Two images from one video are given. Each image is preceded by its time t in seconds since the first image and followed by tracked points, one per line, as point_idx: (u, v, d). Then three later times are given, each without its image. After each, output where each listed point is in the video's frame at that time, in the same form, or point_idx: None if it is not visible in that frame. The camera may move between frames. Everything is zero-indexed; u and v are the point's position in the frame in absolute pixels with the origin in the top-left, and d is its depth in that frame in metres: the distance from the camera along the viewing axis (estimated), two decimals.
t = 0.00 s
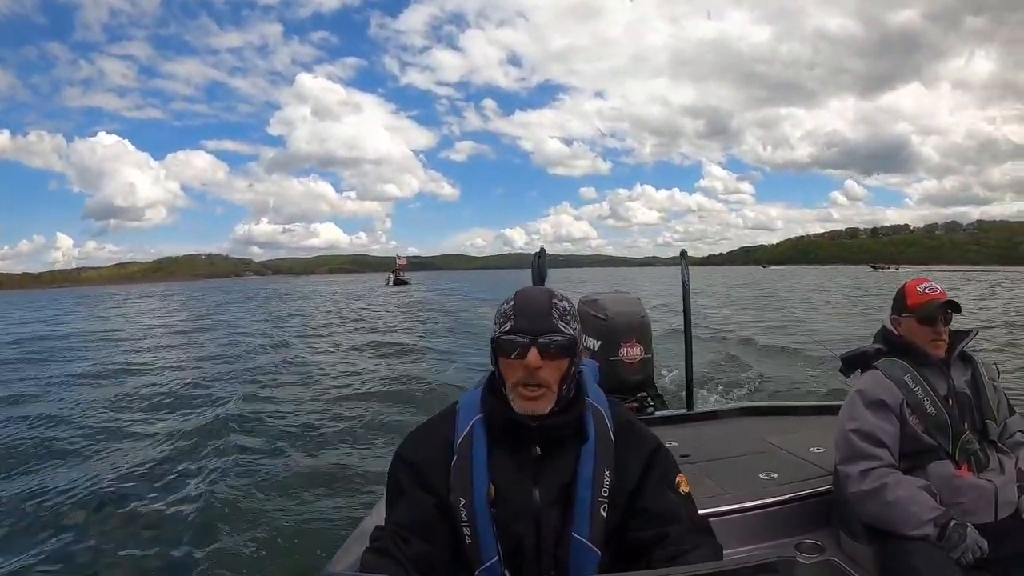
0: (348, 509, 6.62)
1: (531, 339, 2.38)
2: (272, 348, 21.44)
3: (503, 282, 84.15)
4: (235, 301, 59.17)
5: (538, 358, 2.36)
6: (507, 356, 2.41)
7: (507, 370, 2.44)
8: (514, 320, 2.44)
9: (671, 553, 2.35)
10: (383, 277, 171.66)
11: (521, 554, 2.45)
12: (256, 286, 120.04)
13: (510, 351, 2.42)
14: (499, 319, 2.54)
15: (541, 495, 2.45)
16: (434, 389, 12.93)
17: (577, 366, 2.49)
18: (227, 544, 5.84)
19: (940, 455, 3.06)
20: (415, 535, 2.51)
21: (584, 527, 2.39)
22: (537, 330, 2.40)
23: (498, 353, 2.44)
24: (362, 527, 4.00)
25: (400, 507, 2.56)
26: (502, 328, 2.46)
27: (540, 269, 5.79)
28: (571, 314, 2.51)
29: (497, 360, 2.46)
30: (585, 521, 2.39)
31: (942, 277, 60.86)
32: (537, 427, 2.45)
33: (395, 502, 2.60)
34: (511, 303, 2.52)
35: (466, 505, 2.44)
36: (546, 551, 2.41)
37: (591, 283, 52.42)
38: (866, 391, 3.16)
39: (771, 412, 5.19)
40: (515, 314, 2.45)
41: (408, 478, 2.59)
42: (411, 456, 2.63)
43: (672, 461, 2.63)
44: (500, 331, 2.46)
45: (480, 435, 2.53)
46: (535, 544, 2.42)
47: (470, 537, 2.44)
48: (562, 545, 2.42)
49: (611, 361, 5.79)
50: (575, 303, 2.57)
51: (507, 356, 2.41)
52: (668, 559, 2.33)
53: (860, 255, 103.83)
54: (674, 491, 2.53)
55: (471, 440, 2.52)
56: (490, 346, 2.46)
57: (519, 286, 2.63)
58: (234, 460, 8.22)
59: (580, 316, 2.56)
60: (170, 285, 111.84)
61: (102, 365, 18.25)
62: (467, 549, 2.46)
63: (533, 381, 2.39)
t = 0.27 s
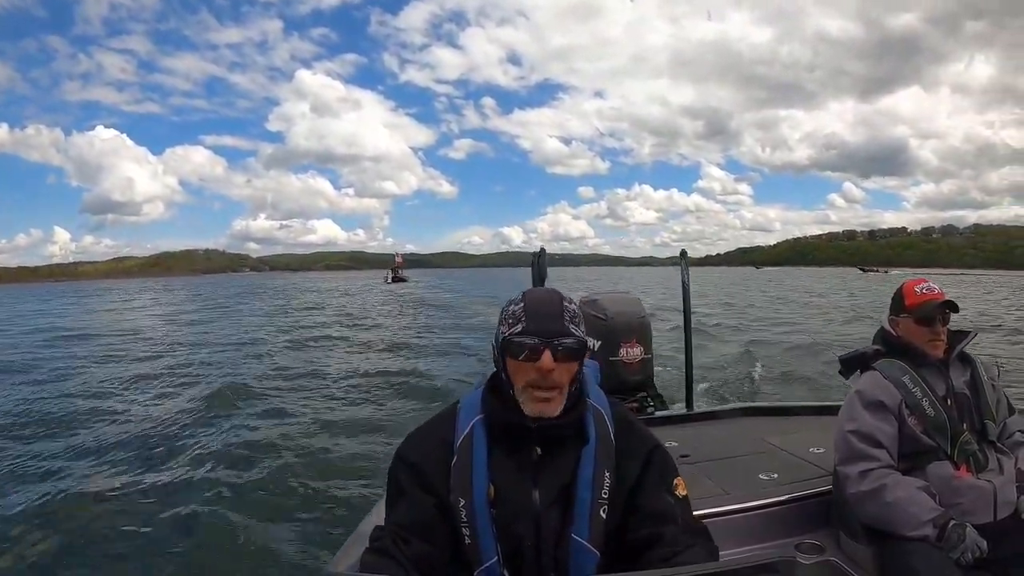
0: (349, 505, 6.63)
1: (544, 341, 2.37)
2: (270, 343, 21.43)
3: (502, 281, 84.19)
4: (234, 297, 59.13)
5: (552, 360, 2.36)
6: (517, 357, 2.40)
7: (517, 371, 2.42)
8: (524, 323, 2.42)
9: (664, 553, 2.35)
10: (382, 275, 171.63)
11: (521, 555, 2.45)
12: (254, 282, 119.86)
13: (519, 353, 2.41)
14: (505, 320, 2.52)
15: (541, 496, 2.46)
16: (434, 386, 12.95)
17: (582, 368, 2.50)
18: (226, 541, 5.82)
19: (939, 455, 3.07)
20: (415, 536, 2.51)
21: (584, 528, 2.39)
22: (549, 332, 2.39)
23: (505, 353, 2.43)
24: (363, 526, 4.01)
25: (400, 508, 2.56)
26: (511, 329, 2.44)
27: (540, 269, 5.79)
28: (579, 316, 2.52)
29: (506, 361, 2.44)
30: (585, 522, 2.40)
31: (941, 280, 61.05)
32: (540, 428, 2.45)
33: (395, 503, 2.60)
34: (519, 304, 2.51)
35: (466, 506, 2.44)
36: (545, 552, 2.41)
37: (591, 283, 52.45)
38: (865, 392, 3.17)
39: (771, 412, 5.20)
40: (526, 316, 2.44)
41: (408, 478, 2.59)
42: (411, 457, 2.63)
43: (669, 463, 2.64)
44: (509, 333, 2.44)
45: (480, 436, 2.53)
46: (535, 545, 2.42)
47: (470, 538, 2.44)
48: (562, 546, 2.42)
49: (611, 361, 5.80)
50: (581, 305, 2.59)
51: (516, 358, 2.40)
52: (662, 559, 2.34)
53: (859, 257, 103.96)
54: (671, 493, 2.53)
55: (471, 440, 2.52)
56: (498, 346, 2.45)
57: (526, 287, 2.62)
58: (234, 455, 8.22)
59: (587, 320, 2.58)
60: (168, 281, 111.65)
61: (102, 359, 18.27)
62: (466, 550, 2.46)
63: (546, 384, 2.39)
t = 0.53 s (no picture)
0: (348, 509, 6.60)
1: (536, 339, 2.36)
2: (268, 347, 21.41)
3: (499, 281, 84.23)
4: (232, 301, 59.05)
5: (544, 358, 2.35)
6: (511, 357, 2.38)
7: (510, 370, 2.41)
8: (517, 322, 2.41)
9: (657, 556, 2.34)
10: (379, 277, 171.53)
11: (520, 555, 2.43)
12: (250, 286, 119.56)
13: (512, 353, 2.39)
14: (498, 321, 2.51)
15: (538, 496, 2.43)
16: (433, 388, 12.92)
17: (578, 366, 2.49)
18: (224, 549, 5.75)
19: (939, 455, 3.06)
20: (414, 537, 2.49)
21: (582, 528, 2.37)
22: (540, 329, 2.38)
23: (500, 354, 2.41)
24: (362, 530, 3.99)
25: (399, 509, 2.54)
26: (503, 329, 2.42)
27: (540, 270, 5.77)
28: (571, 313, 2.50)
29: (499, 362, 2.43)
30: (583, 521, 2.37)
31: (937, 275, 61.15)
32: (537, 428, 2.42)
33: (394, 504, 2.58)
34: (511, 305, 2.49)
35: (464, 506, 2.42)
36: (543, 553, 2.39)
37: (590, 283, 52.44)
38: (866, 392, 3.15)
39: (771, 411, 5.19)
40: (518, 316, 2.43)
41: (407, 480, 2.57)
42: (411, 458, 2.61)
43: (666, 462, 2.61)
44: (502, 333, 2.43)
45: (478, 436, 2.51)
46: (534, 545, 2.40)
47: (468, 538, 2.42)
48: (560, 546, 2.40)
49: (611, 361, 5.79)
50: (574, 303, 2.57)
51: (510, 357, 2.38)
52: (655, 562, 2.32)
53: (855, 253, 104.17)
54: (667, 494, 2.50)
55: (469, 441, 2.50)
56: (492, 347, 2.43)
57: (517, 288, 2.62)
58: (235, 459, 8.23)
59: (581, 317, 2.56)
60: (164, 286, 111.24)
61: (101, 365, 18.28)
62: (465, 550, 2.44)
63: (539, 382, 2.37)
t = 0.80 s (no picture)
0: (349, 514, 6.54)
1: (528, 336, 2.36)
2: (267, 354, 21.37)
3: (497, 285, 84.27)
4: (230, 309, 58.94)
5: (536, 353, 2.35)
6: (504, 353, 2.38)
7: (504, 367, 2.41)
8: (509, 319, 2.41)
9: (655, 554, 2.33)
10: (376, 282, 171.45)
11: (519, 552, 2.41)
12: (247, 294, 119.38)
13: (505, 350, 2.39)
14: (490, 319, 2.51)
15: (536, 491, 2.42)
16: (432, 393, 12.90)
17: (571, 361, 2.48)
18: (224, 557, 5.71)
19: (940, 455, 3.05)
20: (415, 536, 2.48)
21: (580, 522, 2.36)
22: (531, 326, 2.38)
23: (493, 351, 2.41)
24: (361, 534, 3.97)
25: (399, 508, 2.53)
26: (496, 327, 2.42)
27: (539, 270, 5.76)
28: (563, 309, 2.49)
29: (493, 360, 2.43)
30: (581, 516, 2.36)
31: (932, 272, 61.36)
32: (533, 423, 2.41)
33: (394, 503, 2.57)
34: (503, 303, 2.49)
35: (463, 503, 2.41)
36: (542, 549, 2.38)
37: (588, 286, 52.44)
38: (867, 392, 3.15)
39: (771, 411, 5.18)
40: (510, 313, 2.43)
41: (407, 479, 2.56)
42: (410, 457, 2.60)
43: (662, 458, 2.59)
44: (495, 331, 2.43)
45: (475, 434, 2.49)
46: (533, 542, 2.38)
47: (468, 536, 2.41)
48: (558, 542, 2.38)
49: (611, 361, 5.78)
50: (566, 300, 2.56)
51: (504, 354, 2.38)
52: (652, 559, 2.32)
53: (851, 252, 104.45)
54: (664, 488, 2.48)
55: (466, 439, 2.49)
56: (486, 345, 2.42)
57: (508, 287, 2.62)
58: (235, 467, 8.20)
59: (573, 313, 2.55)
60: (160, 295, 110.86)
61: (100, 374, 18.25)
62: (465, 548, 2.43)
63: (532, 377, 2.37)
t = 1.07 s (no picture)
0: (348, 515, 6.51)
1: (520, 336, 2.34)
2: (265, 356, 21.36)
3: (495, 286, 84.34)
4: (229, 310, 58.91)
5: (527, 354, 2.33)
6: (499, 354, 2.37)
7: (498, 367, 2.40)
8: (503, 320, 2.40)
9: (655, 554, 2.32)
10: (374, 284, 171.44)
11: (520, 551, 2.40)
12: (245, 295, 119.21)
13: (499, 350, 2.38)
14: (487, 320, 2.50)
15: (535, 490, 2.41)
16: (431, 394, 12.89)
17: (568, 361, 2.45)
18: (224, 558, 5.68)
19: (940, 455, 3.05)
20: (416, 536, 2.47)
21: (580, 521, 2.35)
22: (524, 326, 2.36)
23: (488, 351, 2.40)
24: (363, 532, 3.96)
25: (400, 508, 2.52)
26: (491, 327, 2.42)
27: (539, 271, 5.76)
28: (559, 310, 2.46)
29: (488, 359, 2.42)
30: (582, 515, 2.35)
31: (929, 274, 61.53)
32: (531, 422, 2.41)
33: (395, 502, 2.56)
34: (499, 304, 2.48)
35: (463, 502, 2.40)
36: (542, 549, 2.37)
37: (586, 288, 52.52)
38: (868, 392, 3.15)
39: (770, 411, 5.19)
40: (503, 313, 2.42)
41: (407, 479, 2.55)
42: (410, 457, 2.59)
43: (662, 457, 2.59)
44: (490, 331, 2.42)
45: (475, 434, 2.48)
46: (533, 541, 2.38)
47: (467, 535, 2.40)
48: (558, 541, 2.38)
49: (611, 362, 5.78)
50: (564, 299, 2.53)
51: (498, 355, 2.37)
52: (652, 560, 2.30)
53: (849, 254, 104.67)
54: (664, 488, 2.49)
55: (466, 439, 2.48)
56: (480, 346, 2.42)
57: (506, 286, 2.60)
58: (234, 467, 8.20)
59: (571, 312, 2.51)
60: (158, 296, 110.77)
61: (99, 375, 18.24)
62: (465, 547, 2.42)
63: (523, 378, 2.36)
